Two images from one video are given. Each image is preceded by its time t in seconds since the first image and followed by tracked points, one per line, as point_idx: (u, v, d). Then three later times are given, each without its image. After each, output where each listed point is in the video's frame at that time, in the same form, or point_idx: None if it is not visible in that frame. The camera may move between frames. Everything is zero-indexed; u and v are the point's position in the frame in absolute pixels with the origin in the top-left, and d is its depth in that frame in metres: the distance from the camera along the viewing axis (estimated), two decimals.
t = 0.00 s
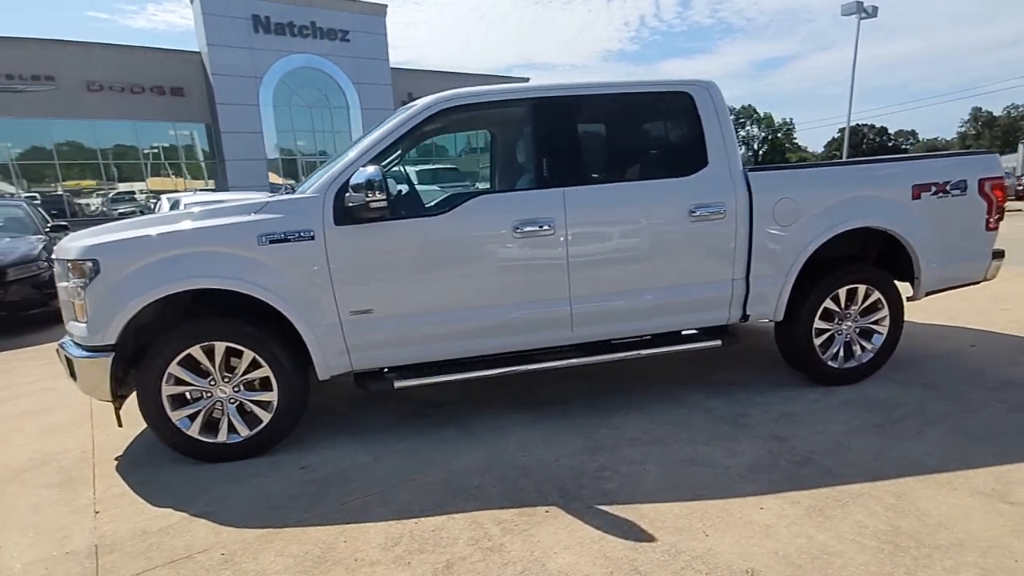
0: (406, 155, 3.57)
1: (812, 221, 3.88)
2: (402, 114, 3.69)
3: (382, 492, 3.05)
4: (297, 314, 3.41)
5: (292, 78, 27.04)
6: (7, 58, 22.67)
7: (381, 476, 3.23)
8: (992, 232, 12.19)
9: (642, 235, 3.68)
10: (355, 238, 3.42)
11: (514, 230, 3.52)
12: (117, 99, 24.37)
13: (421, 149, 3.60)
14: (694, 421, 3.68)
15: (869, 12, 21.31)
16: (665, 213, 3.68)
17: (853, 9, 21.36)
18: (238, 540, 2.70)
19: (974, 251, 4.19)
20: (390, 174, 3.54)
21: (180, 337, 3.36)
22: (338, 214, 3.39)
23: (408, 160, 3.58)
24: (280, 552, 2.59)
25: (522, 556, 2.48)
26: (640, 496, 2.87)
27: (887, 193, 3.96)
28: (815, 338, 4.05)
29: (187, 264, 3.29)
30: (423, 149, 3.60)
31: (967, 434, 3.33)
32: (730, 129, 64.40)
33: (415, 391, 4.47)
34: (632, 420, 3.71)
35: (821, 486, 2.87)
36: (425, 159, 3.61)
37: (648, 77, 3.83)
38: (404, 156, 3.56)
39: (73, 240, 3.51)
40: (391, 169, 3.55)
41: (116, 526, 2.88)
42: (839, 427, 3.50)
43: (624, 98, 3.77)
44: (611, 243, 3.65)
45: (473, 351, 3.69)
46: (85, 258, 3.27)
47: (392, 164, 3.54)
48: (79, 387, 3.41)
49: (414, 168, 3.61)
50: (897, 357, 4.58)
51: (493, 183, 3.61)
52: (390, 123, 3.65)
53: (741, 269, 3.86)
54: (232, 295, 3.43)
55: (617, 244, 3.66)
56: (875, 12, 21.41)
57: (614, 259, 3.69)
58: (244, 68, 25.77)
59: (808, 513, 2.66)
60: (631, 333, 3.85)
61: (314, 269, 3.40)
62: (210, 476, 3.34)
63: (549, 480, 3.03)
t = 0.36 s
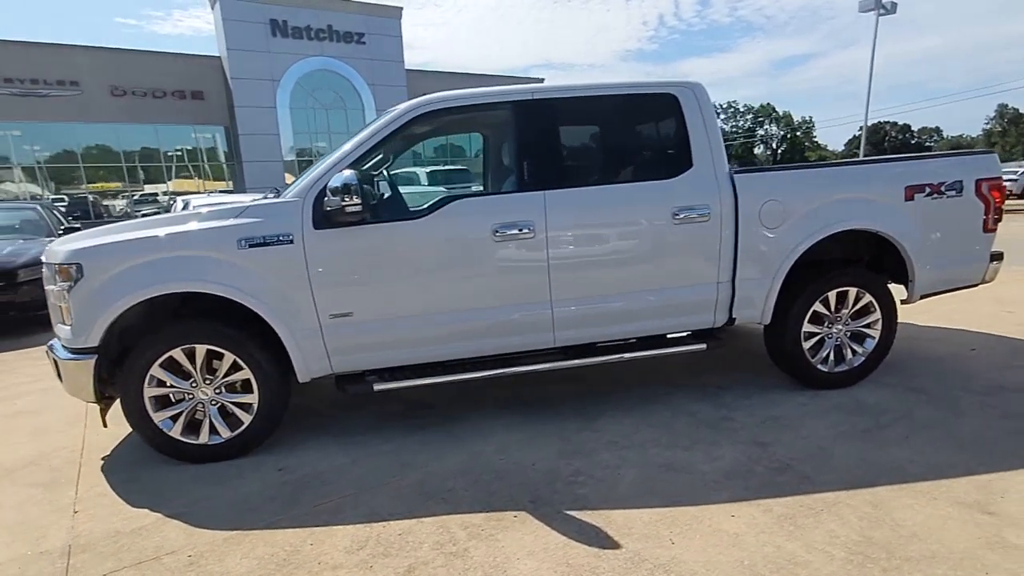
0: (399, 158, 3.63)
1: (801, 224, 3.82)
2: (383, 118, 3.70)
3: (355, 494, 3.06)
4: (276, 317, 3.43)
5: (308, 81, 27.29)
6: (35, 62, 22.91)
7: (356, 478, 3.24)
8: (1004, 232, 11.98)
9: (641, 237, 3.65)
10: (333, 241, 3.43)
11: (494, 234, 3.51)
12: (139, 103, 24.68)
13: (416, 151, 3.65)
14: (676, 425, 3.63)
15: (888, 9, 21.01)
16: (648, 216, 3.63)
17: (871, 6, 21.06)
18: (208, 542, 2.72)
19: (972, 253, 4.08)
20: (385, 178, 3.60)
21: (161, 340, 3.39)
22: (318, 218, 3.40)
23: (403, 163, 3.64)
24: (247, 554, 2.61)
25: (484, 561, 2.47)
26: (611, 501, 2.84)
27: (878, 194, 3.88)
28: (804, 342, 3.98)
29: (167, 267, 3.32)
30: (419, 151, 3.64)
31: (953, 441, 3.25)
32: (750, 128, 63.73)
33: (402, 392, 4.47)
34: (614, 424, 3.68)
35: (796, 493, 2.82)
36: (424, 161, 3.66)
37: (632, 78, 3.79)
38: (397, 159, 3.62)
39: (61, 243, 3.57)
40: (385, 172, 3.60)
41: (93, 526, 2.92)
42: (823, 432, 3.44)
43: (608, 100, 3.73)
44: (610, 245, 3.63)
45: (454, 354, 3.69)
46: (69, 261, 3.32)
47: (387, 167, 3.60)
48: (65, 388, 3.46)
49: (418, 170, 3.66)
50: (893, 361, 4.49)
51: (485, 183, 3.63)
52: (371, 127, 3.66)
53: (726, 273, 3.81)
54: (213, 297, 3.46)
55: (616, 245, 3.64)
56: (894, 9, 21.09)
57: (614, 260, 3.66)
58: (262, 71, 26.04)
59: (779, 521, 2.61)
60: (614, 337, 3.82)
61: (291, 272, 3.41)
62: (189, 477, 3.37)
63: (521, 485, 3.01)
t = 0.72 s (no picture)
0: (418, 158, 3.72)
1: (794, 223, 3.71)
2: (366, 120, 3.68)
3: (330, 497, 3.05)
4: (257, 318, 3.44)
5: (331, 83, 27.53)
6: (69, 68, 23.43)
7: (333, 480, 3.23)
8: None
9: (646, 237, 3.59)
10: (313, 244, 3.42)
11: (475, 234, 3.47)
12: (168, 107, 25.12)
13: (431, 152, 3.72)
14: (662, 429, 3.56)
15: None
16: (633, 216, 3.56)
17: None
18: (178, 544, 2.73)
19: (976, 252, 3.93)
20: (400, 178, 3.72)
21: (145, 342, 3.42)
22: (299, 220, 3.40)
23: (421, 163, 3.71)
24: (214, 557, 2.61)
25: (446, 568, 2.44)
26: (583, 508, 2.79)
27: (876, 192, 3.75)
28: (798, 345, 3.87)
29: (150, 270, 3.35)
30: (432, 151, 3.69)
31: (947, 449, 3.12)
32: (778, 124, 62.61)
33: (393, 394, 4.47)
34: (599, 428, 3.62)
35: (774, 502, 2.73)
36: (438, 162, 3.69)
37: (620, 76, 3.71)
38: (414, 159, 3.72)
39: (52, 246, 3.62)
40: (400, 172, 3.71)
41: (72, 526, 2.96)
42: (812, 438, 3.33)
43: (594, 98, 3.65)
44: (613, 245, 3.58)
45: (436, 356, 3.67)
46: (57, 264, 3.37)
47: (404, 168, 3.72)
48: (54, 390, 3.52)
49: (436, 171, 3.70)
50: (896, 364, 4.34)
51: (484, 184, 3.57)
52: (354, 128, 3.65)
53: (715, 274, 3.71)
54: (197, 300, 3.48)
55: (618, 245, 3.58)
56: None
57: (614, 260, 3.60)
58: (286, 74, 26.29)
59: (751, 531, 2.53)
60: (599, 339, 3.76)
61: (272, 274, 3.41)
62: (172, 477, 3.40)
63: (495, 490, 2.98)
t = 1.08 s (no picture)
0: (426, 160, 3.70)
1: (782, 230, 3.61)
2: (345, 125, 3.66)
3: (299, 505, 3.04)
4: (234, 324, 3.44)
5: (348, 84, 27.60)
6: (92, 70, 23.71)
7: (306, 487, 3.22)
8: None
9: (645, 243, 3.53)
10: (289, 249, 3.41)
11: (453, 240, 3.44)
12: (188, 107, 25.37)
13: (436, 153, 3.69)
14: (642, 440, 3.49)
15: None
16: (613, 221, 3.49)
17: None
18: (143, 550, 2.73)
19: (974, 260, 3.80)
20: (414, 178, 3.60)
21: (124, 345, 3.43)
22: (276, 225, 3.40)
23: (431, 163, 3.66)
24: (176, 564, 2.61)
25: None
26: (549, 521, 2.74)
27: (867, 198, 3.64)
28: (787, 355, 3.76)
29: (128, 274, 3.35)
30: (438, 152, 3.66)
31: (934, 465, 3.01)
32: (801, 123, 61.65)
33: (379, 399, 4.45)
34: (579, 439, 3.56)
35: (745, 520, 2.65)
36: (451, 160, 3.62)
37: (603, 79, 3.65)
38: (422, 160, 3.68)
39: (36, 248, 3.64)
40: (408, 173, 3.62)
41: (44, 529, 2.98)
42: (794, 452, 3.24)
43: (576, 101, 3.60)
44: (613, 250, 3.52)
45: (415, 362, 3.65)
46: (39, 267, 3.38)
47: (415, 168, 3.63)
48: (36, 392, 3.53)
49: (447, 171, 3.66)
50: (891, 375, 4.22)
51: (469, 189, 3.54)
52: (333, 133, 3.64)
53: (700, 281, 3.64)
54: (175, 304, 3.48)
55: (618, 250, 3.53)
56: None
57: (612, 265, 3.55)
58: (303, 74, 26.26)
59: (718, 549, 2.46)
60: (580, 347, 3.71)
61: (248, 279, 3.41)
62: (149, 480, 3.41)
63: (464, 501, 2.94)
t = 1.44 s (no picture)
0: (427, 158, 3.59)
1: (773, 233, 3.51)
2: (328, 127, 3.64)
3: (271, 510, 3.00)
4: (213, 327, 3.41)
5: (366, 86, 27.69)
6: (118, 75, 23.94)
7: (280, 492, 3.18)
8: None
9: (647, 244, 3.46)
10: (267, 252, 3.39)
11: (431, 243, 3.41)
12: (210, 110, 25.64)
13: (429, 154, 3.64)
14: (626, 448, 3.40)
15: None
16: (595, 223, 3.44)
17: None
18: (110, 555, 2.72)
19: (976, 264, 3.65)
20: (396, 180, 3.56)
21: (104, 347, 3.41)
22: (256, 227, 3.38)
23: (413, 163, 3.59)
24: (139, 570, 2.59)
25: None
26: (519, 532, 2.66)
27: (862, 201, 3.51)
28: (779, 362, 3.64)
29: (107, 276, 3.33)
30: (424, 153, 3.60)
31: (925, 479, 2.88)
32: (826, 123, 60.60)
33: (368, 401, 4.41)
34: (562, 445, 3.48)
35: (721, 534, 2.55)
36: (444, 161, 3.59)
37: (590, 78, 3.58)
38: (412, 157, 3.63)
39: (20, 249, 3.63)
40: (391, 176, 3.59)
41: (19, 530, 2.98)
42: (781, 462, 3.13)
43: (561, 101, 3.54)
44: (612, 253, 3.47)
45: (397, 366, 3.63)
46: (20, 269, 3.38)
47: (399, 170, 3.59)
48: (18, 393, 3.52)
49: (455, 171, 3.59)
50: (892, 382, 4.07)
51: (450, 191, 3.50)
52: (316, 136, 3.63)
53: (687, 285, 3.56)
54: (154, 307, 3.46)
55: (618, 253, 3.47)
56: None
57: (614, 268, 3.50)
58: (321, 79, 26.02)
59: (688, 565, 2.37)
60: (562, 351, 3.67)
61: (227, 282, 3.39)
62: (129, 482, 3.41)
63: (435, 510, 2.88)
